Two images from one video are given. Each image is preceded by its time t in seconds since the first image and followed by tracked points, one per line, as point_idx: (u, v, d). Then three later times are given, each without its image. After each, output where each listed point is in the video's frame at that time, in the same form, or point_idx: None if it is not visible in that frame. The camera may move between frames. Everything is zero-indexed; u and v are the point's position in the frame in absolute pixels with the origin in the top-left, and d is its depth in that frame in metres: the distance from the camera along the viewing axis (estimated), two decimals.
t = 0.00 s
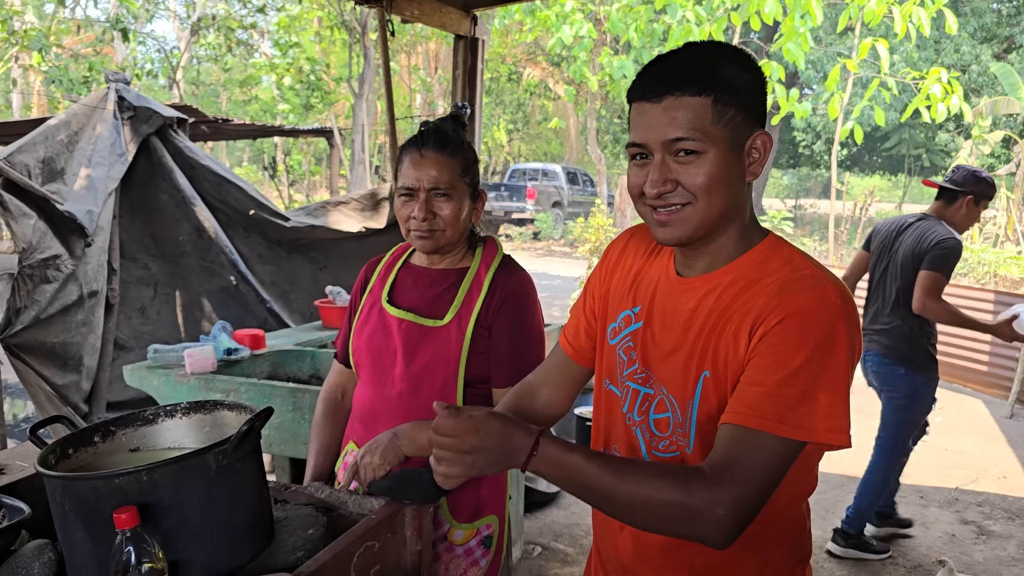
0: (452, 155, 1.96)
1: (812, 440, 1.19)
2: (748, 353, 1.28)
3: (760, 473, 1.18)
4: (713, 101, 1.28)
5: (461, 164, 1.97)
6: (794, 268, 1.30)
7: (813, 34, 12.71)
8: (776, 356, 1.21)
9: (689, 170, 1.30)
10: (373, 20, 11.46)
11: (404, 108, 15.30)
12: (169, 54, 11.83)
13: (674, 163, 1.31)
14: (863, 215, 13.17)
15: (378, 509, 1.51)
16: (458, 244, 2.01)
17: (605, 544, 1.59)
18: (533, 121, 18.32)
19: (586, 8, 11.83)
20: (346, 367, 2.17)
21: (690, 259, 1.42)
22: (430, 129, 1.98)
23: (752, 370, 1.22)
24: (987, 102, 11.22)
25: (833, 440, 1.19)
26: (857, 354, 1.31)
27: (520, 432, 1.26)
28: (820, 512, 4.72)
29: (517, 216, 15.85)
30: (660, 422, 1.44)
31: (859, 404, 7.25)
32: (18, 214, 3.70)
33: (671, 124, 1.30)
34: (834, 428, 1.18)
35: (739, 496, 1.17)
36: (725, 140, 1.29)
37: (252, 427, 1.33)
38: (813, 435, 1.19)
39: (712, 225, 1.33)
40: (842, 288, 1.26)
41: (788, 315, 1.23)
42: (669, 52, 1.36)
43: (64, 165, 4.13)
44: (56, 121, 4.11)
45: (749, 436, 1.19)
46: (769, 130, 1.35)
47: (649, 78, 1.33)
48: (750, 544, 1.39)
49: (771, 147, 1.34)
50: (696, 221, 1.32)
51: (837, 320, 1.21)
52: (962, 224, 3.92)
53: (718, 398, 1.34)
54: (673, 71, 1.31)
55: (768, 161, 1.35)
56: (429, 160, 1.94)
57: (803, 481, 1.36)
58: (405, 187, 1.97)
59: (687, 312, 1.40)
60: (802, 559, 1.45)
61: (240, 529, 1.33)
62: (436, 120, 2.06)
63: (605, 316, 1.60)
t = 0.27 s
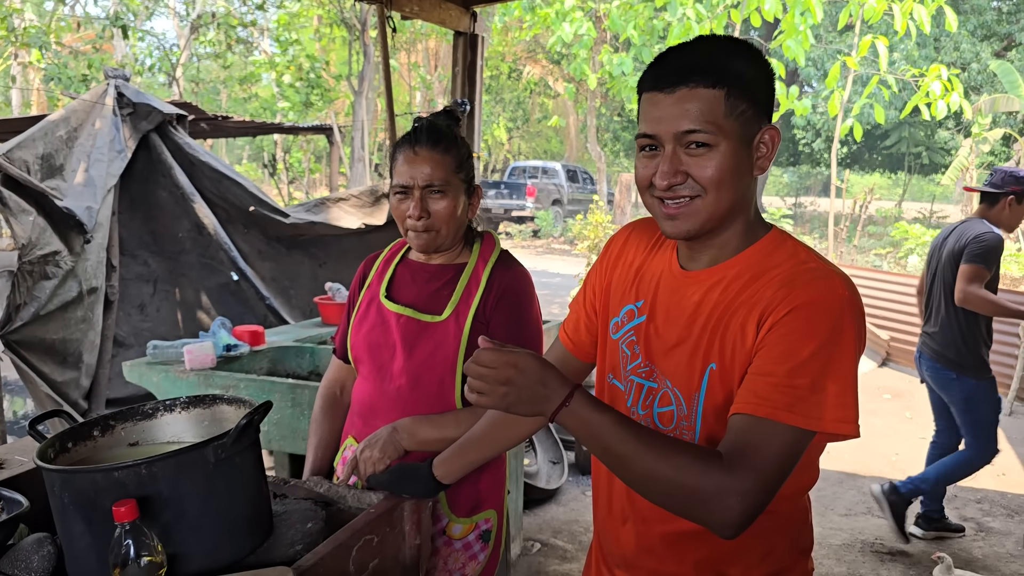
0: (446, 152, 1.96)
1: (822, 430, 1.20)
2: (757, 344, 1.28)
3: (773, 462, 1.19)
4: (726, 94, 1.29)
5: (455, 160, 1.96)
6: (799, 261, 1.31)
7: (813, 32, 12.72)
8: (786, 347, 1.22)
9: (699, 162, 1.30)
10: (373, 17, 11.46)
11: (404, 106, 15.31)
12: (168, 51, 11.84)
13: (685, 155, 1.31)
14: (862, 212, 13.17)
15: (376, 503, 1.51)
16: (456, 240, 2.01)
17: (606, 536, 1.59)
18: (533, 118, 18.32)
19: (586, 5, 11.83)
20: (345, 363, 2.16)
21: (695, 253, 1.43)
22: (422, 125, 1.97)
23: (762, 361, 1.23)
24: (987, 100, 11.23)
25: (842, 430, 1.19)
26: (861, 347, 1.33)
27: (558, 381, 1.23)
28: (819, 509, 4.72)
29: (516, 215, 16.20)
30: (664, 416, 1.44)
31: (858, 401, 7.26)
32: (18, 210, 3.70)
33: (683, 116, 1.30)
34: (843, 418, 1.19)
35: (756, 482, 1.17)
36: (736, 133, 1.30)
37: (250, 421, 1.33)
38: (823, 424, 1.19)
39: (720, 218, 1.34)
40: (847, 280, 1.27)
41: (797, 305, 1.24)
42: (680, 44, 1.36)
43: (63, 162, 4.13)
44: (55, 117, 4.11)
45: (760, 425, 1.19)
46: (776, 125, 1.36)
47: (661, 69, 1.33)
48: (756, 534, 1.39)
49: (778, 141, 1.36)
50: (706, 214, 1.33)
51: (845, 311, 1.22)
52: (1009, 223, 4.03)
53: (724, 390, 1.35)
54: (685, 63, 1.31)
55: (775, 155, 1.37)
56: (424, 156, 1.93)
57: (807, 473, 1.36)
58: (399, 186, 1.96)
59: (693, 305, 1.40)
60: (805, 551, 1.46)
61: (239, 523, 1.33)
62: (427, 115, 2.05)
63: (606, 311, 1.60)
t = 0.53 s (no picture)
0: (442, 149, 1.95)
1: (829, 424, 1.20)
2: (763, 339, 1.29)
3: (782, 455, 1.19)
4: (734, 91, 1.29)
5: (451, 157, 1.96)
6: (803, 257, 1.32)
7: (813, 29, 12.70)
8: (793, 341, 1.22)
9: (705, 158, 1.30)
10: (372, 14, 11.43)
11: (404, 104, 15.30)
12: (168, 49, 11.82)
13: (692, 150, 1.31)
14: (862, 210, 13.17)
15: (375, 501, 1.51)
16: (452, 237, 2.01)
17: (607, 531, 1.58)
18: (533, 115, 18.31)
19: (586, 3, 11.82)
20: (342, 361, 2.16)
21: (697, 249, 1.43)
22: (418, 123, 1.96)
23: (769, 356, 1.23)
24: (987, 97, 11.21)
25: (850, 424, 1.20)
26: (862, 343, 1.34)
27: (578, 362, 1.25)
28: (819, 506, 4.72)
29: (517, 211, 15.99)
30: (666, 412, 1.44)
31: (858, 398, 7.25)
32: (19, 208, 3.69)
33: (691, 111, 1.30)
34: (850, 412, 1.20)
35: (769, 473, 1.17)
36: (743, 130, 1.30)
37: (249, 418, 1.33)
38: (830, 418, 1.19)
39: (724, 214, 1.34)
40: (850, 276, 1.28)
41: (803, 300, 1.24)
42: (691, 40, 1.36)
43: (63, 159, 4.13)
44: (55, 114, 4.10)
45: (769, 420, 1.20)
46: (781, 123, 1.36)
47: (671, 63, 1.33)
48: (761, 528, 1.39)
49: (783, 139, 1.36)
50: (711, 209, 1.33)
51: (850, 305, 1.23)
52: None
53: (728, 386, 1.35)
54: (693, 59, 1.31)
55: (780, 153, 1.37)
56: (421, 155, 1.93)
57: (810, 468, 1.37)
58: (396, 184, 1.95)
59: (696, 301, 1.40)
60: (807, 545, 1.46)
61: (238, 520, 1.33)
62: (422, 112, 2.04)
63: (607, 309, 1.60)
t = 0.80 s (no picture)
0: (437, 146, 1.94)
1: (844, 421, 1.21)
2: (773, 338, 1.29)
3: (803, 453, 1.19)
4: (738, 87, 1.29)
5: (447, 154, 1.95)
6: (807, 255, 1.33)
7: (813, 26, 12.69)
8: (805, 340, 1.23)
9: (708, 153, 1.30)
10: (372, 11, 11.40)
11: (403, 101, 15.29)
12: (167, 46, 11.80)
13: (695, 145, 1.31)
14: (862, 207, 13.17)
15: (372, 498, 1.51)
16: (449, 234, 2.00)
17: (608, 527, 1.58)
18: (532, 113, 18.30)
19: None
20: (337, 359, 2.15)
21: (699, 245, 1.42)
22: (412, 121, 1.95)
23: (782, 355, 1.24)
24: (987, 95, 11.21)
25: (864, 419, 1.21)
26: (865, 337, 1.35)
27: (612, 376, 1.34)
28: (818, 504, 4.72)
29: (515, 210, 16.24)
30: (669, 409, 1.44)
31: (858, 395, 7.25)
32: (17, 205, 3.68)
33: (695, 106, 1.30)
34: (864, 408, 1.21)
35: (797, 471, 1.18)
36: (746, 126, 1.30)
37: (245, 416, 1.32)
38: (845, 414, 1.20)
39: (727, 210, 1.34)
40: (854, 272, 1.29)
41: (814, 299, 1.25)
42: (695, 36, 1.37)
43: (61, 157, 4.11)
44: (53, 112, 4.09)
45: (786, 419, 1.21)
46: (784, 120, 1.36)
47: (677, 58, 1.34)
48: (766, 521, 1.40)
49: (785, 137, 1.36)
50: (712, 205, 1.33)
51: (858, 302, 1.24)
52: None
53: (734, 383, 1.35)
54: (698, 55, 1.31)
55: (782, 150, 1.37)
56: (415, 151, 1.92)
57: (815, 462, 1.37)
58: (391, 181, 1.94)
59: (700, 297, 1.40)
60: (807, 539, 1.46)
61: (233, 517, 1.32)
62: (416, 109, 2.03)
63: (605, 305, 1.59)
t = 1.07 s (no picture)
0: (435, 140, 1.92)
1: (863, 416, 1.21)
2: (785, 335, 1.29)
3: (826, 451, 1.20)
4: (745, 79, 1.30)
5: (445, 149, 1.93)
6: (815, 249, 1.32)
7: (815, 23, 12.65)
8: (820, 338, 1.22)
9: (712, 144, 1.31)
10: (373, 8, 11.36)
11: (404, 99, 15.26)
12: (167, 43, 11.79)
13: (699, 137, 1.32)
14: (864, 204, 13.14)
15: (371, 496, 1.50)
16: (446, 231, 1.98)
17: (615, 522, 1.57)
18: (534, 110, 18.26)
19: None
20: (336, 356, 2.14)
21: (705, 240, 1.41)
22: (411, 116, 1.94)
23: (797, 354, 1.24)
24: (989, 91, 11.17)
25: (881, 414, 1.20)
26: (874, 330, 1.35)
27: (640, 383, 1.36)
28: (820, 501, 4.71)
29: (518, 207, 16.12)
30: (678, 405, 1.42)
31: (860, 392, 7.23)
32: (16, 203, 3.66)
33: (700, 97, 1.31)
34: (881, 403, 1.20)
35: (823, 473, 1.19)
36: (751, 119, 1.31)
37: (243, 412, 1.31)
38: (863, 410, 1.20)
39: (731, 204, 1.34)
40: (863, 267, 1.29)
41: (826, 295, 1.24)
42: (702, 30, 1.37)
43: (61, 154, 4.09)
44: (52, 108, 4.07)
45: (806, 419, 1.21)
46: (790, 115, 1.35)
47: (685, 50, 1.34)
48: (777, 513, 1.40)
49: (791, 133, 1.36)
50: (716, 197, 1.33)
51: (870, 298, 1.23)
52: None
53: (745, 380, 1.34)
54: (704, 48, 1.32)
55: (788, 146, 1.36)
56: (412, 146, 1.90)
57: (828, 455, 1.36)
58: (390, 177, 1.92)
59: (708, 294, 1.39)
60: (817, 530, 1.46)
61: (230, 516, 1.31)
62: (415, 104, 2.02)
63: (608, 301, 1.58)
